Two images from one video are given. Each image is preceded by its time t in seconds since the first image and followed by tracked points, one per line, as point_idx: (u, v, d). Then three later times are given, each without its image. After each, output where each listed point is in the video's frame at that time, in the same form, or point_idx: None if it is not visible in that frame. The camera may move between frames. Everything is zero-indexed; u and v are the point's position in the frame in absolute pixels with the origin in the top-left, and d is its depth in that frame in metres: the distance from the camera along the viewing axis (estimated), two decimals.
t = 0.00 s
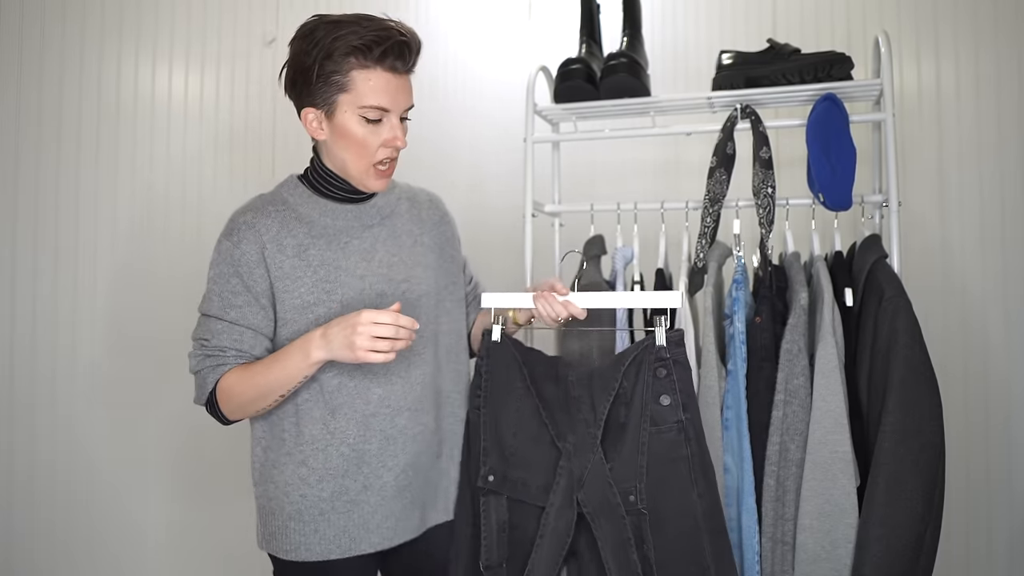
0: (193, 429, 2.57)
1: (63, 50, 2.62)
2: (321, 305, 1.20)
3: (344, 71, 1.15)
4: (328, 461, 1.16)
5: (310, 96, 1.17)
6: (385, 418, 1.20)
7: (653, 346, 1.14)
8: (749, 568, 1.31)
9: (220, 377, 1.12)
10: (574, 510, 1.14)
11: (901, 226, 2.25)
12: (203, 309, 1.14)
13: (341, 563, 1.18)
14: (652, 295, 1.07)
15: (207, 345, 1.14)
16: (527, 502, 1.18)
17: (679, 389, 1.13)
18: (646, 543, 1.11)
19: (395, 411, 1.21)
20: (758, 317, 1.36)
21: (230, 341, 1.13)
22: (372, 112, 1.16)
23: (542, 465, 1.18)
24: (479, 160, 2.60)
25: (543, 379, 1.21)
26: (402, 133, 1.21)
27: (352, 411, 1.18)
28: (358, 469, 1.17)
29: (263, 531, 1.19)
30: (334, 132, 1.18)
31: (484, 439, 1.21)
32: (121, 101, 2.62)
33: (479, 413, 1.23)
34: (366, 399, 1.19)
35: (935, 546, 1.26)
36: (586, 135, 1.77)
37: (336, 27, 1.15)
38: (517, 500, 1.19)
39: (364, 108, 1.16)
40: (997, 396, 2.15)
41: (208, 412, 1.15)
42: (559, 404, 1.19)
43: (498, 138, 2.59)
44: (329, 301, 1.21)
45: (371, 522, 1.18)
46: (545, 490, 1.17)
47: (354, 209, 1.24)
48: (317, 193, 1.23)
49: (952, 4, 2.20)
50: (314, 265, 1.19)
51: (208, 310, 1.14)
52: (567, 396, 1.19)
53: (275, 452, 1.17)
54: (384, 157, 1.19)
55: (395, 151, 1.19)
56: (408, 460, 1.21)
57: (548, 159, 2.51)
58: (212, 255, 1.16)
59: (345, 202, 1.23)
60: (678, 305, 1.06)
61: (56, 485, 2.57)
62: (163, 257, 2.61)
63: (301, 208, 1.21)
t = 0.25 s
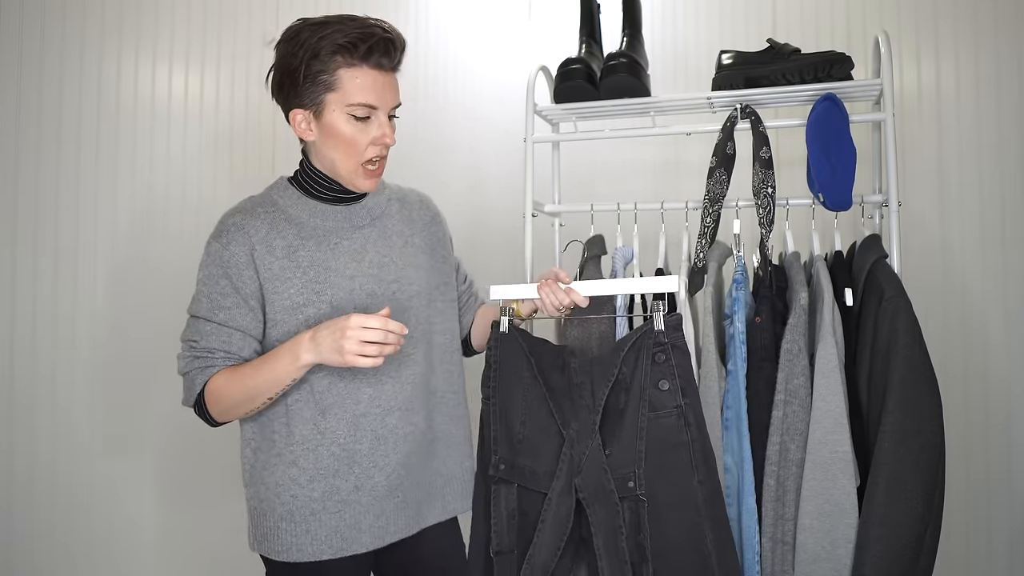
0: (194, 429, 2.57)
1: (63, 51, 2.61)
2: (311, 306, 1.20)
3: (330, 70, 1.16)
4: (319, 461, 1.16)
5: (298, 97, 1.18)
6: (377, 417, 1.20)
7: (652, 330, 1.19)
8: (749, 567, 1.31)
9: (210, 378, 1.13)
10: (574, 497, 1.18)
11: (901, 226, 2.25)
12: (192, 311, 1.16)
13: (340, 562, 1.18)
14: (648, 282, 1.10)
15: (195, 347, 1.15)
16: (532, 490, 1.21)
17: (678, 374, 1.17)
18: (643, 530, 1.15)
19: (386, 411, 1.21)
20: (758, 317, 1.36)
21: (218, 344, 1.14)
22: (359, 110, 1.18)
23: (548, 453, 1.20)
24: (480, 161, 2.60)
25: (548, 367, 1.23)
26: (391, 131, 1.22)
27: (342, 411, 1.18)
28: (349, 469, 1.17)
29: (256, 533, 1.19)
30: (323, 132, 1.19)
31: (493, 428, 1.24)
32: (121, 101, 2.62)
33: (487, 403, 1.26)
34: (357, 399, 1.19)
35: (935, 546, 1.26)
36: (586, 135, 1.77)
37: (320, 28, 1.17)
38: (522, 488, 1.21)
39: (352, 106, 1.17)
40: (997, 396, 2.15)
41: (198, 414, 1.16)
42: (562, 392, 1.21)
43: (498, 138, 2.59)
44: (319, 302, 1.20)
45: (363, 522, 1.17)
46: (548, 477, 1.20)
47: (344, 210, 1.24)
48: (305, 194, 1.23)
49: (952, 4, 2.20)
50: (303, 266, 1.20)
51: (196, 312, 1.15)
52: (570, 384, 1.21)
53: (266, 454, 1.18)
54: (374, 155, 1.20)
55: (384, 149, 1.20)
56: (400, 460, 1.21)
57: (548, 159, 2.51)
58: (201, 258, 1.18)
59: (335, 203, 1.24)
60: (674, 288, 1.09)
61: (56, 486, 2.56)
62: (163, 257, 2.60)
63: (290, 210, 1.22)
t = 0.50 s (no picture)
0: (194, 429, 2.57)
1: (63, 50, 2.61)
2: (304, 308, 1.20)
3: (317, 68, 1.17)
4: (316, 461, 1.16)
5: (285, 97, 1.19)
6: (373, 417, 1.20)
7: (655, 315, 1.19)
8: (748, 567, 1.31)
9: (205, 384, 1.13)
10: (586, 483, 1.18)
11: (901, 226, 2.25)
12: (185, 318, 1.17)
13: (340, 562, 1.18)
14: (651, 266, 1.11)
15: (189, 353, 1.15)
16: (544, 477, 1.22)
17: (682, 357, 1.17)
18: (655, 513, 1.15)
19: (382, 410, 1.21)
20: (758, 317, 1.36)
21: (212, 349, 1.14)
22: (348, 108, 1.19)
23: (557, 440, 1.21)
24: (480, 161, 2.60)
25: (552, 356, 1.24)
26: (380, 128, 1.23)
27: (338, 411, 1.18)
28: (347, 469, 1.17)
29: (252, 533, 1.19)
30: (313, 131, 1.20)
31: (499, 416, 1.25)
32: (121, 101, 2.62)
33: (492, 393, 1.27)
34: (353, 399, 1.19)
35: (935, 546, 1.26)
36: (586, 135, 1.77)
37: (303, 28, 1.18)
38: (534, 475, 1.22)
39: (341, 104, 1.18)
40: (997, 396, 2.15)
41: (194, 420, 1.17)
42: (569, 380, 1.22)
43: (497, 138, 2.59)
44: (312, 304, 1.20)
45: (360, 522, 1.18)
46: (558, 465, 1.21)
47: (335, 211, 1.24)
48: (296, 197, 1.24)
49: (952, 4, 2.20)
50: (294, 269, 1.20)
51: (189, 318, 1.16)
52: (576, 371, 1.22)
53: (262, 455, 1.18)
54: (364, 153, 1.20)
55: (374, 146, 1.21)
56: (397, 460, 1.21)
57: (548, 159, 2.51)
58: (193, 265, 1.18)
59: (326, 206, 1.23)
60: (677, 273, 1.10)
61: (56, 485, 2.56)
62: (163, 257, 2.60)
63: (281, 213, 1.22)
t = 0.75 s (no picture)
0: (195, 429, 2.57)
1: (63, 49, 2.60)
2: (303, 308, 1.20)
3: (301, 68, 1.18)
4: (314, 461, 1.16)
5: (273, 101, 1.20)
6: (370, 416, 1.19)
7: (654, 309, 1.19)
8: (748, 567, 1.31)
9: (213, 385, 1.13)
10: (579, 476, 1.19)
11: (901, 226, 2.25)
12: (187, 321, 1.17)
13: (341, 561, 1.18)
14: (651, 260, 1.11)
15: (195, 354, 1.16)
16: (537, 471, 1.24)
17: (680, 352, 1.18)
18: (648, 509, 1.18)
19: (379, 409, 1.20)
20: (758, 317, 1.36)
21: (217, 348, 1.15)
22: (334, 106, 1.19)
23: (553, 434, 1.23)
24: (480, 161, 2.60)
25: (550, 350, 1.26)
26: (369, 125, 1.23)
27: (335, 410, 1.18)
28: (344, 468, 1.17)
29: (251, 533, 1.19)
30: (302, 133, 1.20)
31: (498, 411, 1.28)
32: (121, 100, 2.61)
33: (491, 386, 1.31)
34: (349, 398, 1.18)
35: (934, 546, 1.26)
36: (586, 135, 1.77)
37: (285, 30, 1.19)
38: (529, 471, 1.25)
39: (327, 103, 1.18)
40: (997, 395, 2.15)
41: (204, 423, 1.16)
42: (564, 373, 1.24)
43: (498, 138, 2.59)
44: (310, 304, 1.20)
45: (359, 521, 1.18)
46: (552, 459, 1.22)
47: (329, 212, 1.24)
48: (290, 199, 1.24)
49: (953, 3, 2.20)
50: (290, 269, 1.20)
51: (191, 321, 1.16)
52: (573, 365, 1.23)
53: (262, 454, 1.18)
54: (354, 150, 1.20)
55: (363, 143, 1.21)
56: (396, 458, 1.21)
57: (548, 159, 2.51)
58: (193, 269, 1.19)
59: (321, 206, 1.24)
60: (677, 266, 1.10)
61: (56, 485, 2.56)
62: (164, 257, 2.61)
63: (274, 215, 1.23)
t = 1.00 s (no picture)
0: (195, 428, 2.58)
1: (63, 49, 2.60)
2: (305, 306, 1.19)
3: (293, 58, 1.23)
4: (317, 462, 1.16)
5: (267, 93, 1.24)
6: (373, 415, 1.20)
7: (646, 309, 1.21)
8: (748, 567, 1.31)
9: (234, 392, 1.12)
10: (576, 480, 1.19)
11: (901, 227, 2.25)
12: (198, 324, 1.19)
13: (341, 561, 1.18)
14: (642, 261, 1.11)
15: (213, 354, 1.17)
16: (534, 475, 1.23)
17: (672, 353, 1.20)
18: (645, 510, 1.17)
19: (381, 408, 1.20)
20: (758, 317, 1.36)
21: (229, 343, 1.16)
22: (326, 90, 1.22)
23: (549, 439, 1.22)
24: (480, 161, 2.60)
25: (543, 354, 1.26)
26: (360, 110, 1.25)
27: (337, 409, 1.17)
28: (347, 468, 1.18)
29: (254, 537, 1.18)
30: (294, 120, 1.22)
31: (490, 415, 1.27)
32: (121, 100, 2.61)
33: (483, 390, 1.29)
34: (351, 398, 1.18)
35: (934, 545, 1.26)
36: (586, 135, 1.77)
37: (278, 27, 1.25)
38: (522, 475, 1.24)
39: (317, 86, 1.21)
40: (997, 396, 2.15)
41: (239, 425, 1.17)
42: (557, 377, 1.24)
43: (498, 138, 2.59)
44: (312, 302, 1.19)
45: (364, 520, 1.18)
46: (550, 464, 1.21)
47: (329, 213, 1.25)
48: (288, 199, 1.24)
49: (953, 3, 2.20)
50: (290, 268, 1.20)
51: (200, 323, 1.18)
52: (565, 368, 1.24)
53: (265, 456, 1.18)
54: (347, 131, 1.21)
55: (355, 124, 1.22)
56: (399, 457, 1.21)
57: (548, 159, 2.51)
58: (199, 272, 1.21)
59: (314, 206, 1.24)
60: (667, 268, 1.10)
61: (56, 485, 2.56)
62: (164, 256, 2.61)
63: (272, 216, 1.24)
